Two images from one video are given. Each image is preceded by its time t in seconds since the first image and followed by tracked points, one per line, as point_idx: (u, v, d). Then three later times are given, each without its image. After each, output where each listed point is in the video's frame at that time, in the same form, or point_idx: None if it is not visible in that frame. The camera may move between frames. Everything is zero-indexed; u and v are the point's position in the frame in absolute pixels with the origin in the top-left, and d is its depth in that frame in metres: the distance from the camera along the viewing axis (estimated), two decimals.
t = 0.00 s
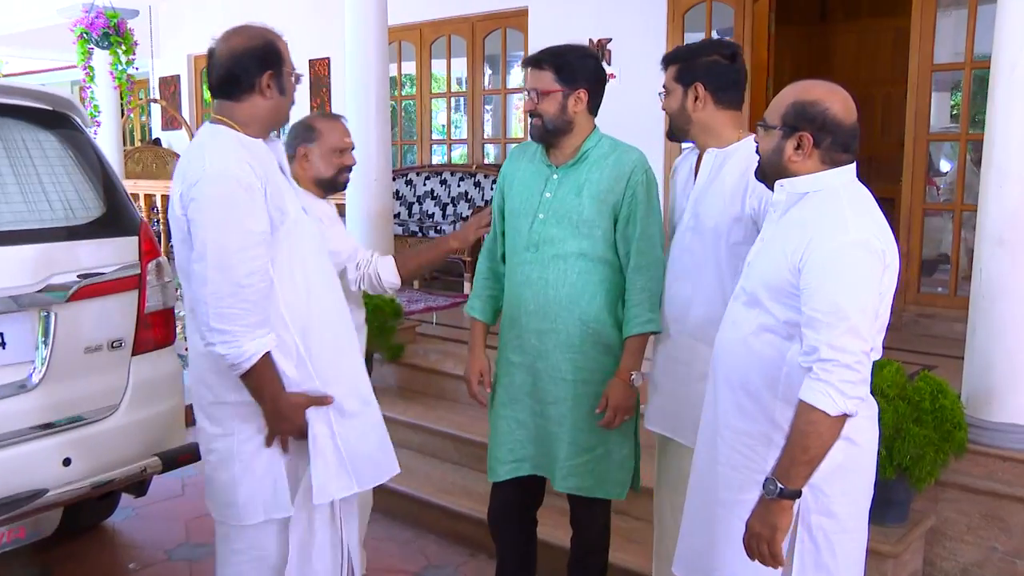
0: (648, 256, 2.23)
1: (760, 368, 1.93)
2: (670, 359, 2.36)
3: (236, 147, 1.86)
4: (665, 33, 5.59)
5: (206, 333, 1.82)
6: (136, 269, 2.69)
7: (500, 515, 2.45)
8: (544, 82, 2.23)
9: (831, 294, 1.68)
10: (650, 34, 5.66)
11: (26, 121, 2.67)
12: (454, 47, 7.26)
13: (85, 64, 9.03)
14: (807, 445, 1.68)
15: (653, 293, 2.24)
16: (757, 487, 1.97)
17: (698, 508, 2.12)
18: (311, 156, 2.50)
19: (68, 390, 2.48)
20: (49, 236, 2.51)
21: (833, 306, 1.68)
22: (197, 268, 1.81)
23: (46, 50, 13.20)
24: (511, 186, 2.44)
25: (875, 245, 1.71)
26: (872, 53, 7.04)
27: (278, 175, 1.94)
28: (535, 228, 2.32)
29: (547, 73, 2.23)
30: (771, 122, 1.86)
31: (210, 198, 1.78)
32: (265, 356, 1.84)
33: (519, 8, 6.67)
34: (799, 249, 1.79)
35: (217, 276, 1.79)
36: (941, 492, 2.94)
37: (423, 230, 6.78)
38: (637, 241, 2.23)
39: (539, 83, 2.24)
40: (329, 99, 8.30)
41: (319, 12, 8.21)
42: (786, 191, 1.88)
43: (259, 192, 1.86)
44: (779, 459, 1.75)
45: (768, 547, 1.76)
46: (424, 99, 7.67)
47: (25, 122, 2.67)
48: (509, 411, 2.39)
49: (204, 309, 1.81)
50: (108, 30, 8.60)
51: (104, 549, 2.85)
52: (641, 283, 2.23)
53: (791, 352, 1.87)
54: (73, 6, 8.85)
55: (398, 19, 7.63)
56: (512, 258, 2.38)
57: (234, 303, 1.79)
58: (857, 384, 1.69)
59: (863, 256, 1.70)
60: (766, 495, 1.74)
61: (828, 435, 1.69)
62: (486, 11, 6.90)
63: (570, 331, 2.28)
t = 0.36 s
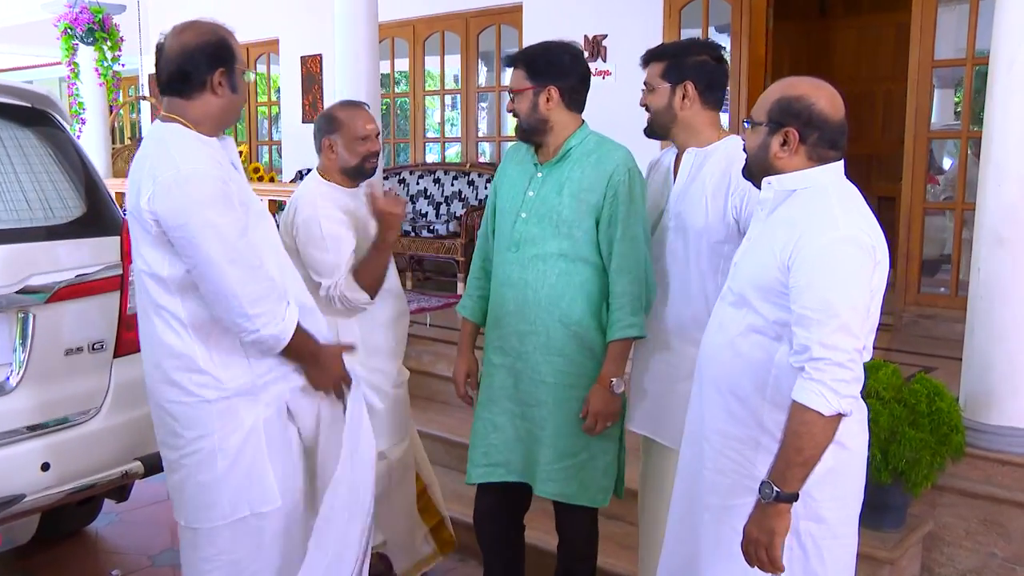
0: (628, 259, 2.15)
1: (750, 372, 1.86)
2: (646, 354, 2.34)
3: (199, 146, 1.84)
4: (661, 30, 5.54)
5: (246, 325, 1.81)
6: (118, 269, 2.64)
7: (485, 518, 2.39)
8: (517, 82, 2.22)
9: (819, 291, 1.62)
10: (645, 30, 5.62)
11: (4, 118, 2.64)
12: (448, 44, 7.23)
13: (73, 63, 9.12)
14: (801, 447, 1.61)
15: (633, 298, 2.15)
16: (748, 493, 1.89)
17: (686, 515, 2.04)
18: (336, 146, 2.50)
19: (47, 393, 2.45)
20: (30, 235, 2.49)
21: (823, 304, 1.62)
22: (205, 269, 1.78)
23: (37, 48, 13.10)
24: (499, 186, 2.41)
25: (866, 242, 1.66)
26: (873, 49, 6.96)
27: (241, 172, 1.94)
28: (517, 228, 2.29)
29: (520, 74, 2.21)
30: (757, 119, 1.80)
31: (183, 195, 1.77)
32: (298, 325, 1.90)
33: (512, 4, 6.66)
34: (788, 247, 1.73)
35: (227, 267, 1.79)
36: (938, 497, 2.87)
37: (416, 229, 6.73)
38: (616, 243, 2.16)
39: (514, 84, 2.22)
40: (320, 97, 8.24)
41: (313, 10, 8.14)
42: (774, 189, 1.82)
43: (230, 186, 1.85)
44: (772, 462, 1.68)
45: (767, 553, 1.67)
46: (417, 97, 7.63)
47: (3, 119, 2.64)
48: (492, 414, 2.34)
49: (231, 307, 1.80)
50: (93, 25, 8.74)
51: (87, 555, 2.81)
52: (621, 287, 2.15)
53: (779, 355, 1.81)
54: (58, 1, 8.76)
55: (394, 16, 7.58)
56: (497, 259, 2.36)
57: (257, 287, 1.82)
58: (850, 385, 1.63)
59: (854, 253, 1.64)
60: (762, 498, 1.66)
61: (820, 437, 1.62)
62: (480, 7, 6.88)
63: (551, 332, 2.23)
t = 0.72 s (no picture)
0: (615, 258, 2.14)
1: (743, 371, 1.86)
2: (644, 352, 2.35)
3: (170, 144, 1.87)
4: (665, 29, 5.54)
5: (186, 314, 1.83)
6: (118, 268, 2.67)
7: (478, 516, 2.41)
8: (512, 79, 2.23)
9: (811, 287, 1.62)
10: (649, 29, 5.61)
11: (4, 118, 2.65)
12: (452, 43, 7.24)
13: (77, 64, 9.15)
14: (792, 442, 1.61)
15: (613, 300, 2.12)
16: (742, 491, 1.89)
17: (681, 514, 2.04)
18: (344, 140, 2.50)
19: (47, 391, 2.47)
20: (31, 233, 2.52)
21: (816, 299, 1.61)
22: (147, 258, 1.81)
23: (42, 47, 13.10)
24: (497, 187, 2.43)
25: (859, 238, 1.65)
26: (878, 47, 6.93)
27: (213, 172, 1.96)
28: (511, 226, 2.31)
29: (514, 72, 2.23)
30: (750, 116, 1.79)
31: (140, 188, 1.79)
32: (247, 302, 1.88)
33: (516, 2, 6.67)
34: (781, 244, 1.72)
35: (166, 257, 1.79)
36: (939, 496, 2.86)
37: (420, 228, 6.74)
38: (603, 241, 2.15)
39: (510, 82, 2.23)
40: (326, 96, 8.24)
41: (318, 8, 8.15)
42: (766, 185, 1.81)
43: (195, 182, 1.87)
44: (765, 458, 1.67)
45: (757, 548, 1.68)
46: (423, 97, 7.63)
47: (5, 118, 2.66)
48: (488, 413, 2.35)
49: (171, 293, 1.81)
50: (98, 25, 8.53)
51: (88, 551, 2.84)
52: (608, 286, 2.14)
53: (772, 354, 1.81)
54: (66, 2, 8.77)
55: (399, 15, 7.59)
56: (493, 258, 2.37)
57: (195, 277, 1.81)
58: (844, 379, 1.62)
59: (849, 249, 1.64)
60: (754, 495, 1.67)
61: (812, 433, 1.61)
62: (485, 7, 6.88)
63: (540, 330, 2.24)
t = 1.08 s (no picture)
0: (615, 256, 2.21)
1: (743, 367, 1.92)
2: (644, 348, 2.41)
3: (158, 144, 2.05)
4: (669, 31, 5.61)
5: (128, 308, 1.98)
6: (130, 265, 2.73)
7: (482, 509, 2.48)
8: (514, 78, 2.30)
9: (812, 285, 1.68)
10: (653, 32, 5.69)
11: (23, 120, 2.73)
12: (461, 46, 7.31)
13: (96, 66, 9.28)
14: (790, 437, 1.67)
15: (618, 297, 2.20)
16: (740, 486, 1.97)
17: (679, 507, 2.10)
18: (354, 140, 2.58)
19: (63, 385, 2.55)
20: (47, 232, 2.59)
21: (816, 299, 1.67)
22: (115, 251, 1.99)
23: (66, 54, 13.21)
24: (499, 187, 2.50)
25: (857, 238, 1.71)
26: (877, 48, 7.00)
27: (200, 170, 2.13)
28: (515, 224, 2.38)
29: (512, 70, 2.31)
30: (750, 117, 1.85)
31: (122, 183, 1.97)
32: (186, 319, 1.97)
33: (525, 6, 6.73)
34: (781, 244, 1.78)
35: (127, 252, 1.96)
36: (933, 491, 2.93)
37: (428, 227, 6.81)
38: (605, 239, 2.22)
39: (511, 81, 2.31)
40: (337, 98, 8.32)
41: (328, 10, 8.24)
42: (765, 185, 1.87)
43: (174, 182, 2.02)
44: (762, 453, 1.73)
45: (754, 540, 1.73)
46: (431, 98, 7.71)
47: (25, 121, 2.74)
48: (495, 408, 2.42)
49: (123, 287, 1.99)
50: (116, 30, 8.68)
51: (105, 541, 2.92)
52: (611, 283, 2.21)
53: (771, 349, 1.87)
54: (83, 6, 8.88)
55: (407, 17, 7.67)
56: (498, 255, 2.44)
57: (144, 278, 1.95)
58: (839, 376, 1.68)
59: (847, 249, 1.69)
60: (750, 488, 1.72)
61: (809, 429, 1.68)
62: (492, 10, 6.95)
63: (545, 326, 2.31)
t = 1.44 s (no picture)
0: (623, 253, 2.29)
1: (741, 363, 1.97)
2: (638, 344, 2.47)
3: (166, 142, 2.10)
4: (669, 33, 5.66)
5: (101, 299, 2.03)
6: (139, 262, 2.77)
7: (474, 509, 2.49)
8: (534, 75, 2.29)
9: (813, 285, 1.72)
10: (655, 34, 5.74)
11: (33, 121, 2.79)
12: (466, 47, 7.35)
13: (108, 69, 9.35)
14: (789, 435, 1.72)
15: (627, 293, 2.28)
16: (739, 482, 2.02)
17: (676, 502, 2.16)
18: (398, 142, 2.64)
19: (74, 380, 2.59)
20: (57, 230, 2.64)
21: (814, 298, 1.72)
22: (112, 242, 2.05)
23: (82, 59, 13.27)
24: (489, 189, 2.50)
25: (856, 237, 1.75)
26: (874, 49, 7.06)
27: (206, 169, 2.19)
28: (518, 227, 2.39)
29: (531, 68, 2.30)
30: (762, 113, 1.88)
31: (124, 181, 2.02)
32: (145, 325, 2.02)
33: (528, 8, 6.78)
34: (782, 243, 1.83)
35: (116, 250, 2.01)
36: (926, 486, 2.98)
37: (435, 226, 6.87)
38: (611, 237, 2.30)
39: (528, 75, 2.29)
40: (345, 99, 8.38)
41: (333, 12, 8.29)
42: (767, 183, 1.92)
43: (179, 182, 2.08)
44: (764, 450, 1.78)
45: (756, 538, 1.80)
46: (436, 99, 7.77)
47: (35, 121, 2.79)
48: (501, 406, 2.45)
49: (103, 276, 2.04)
50: (127, 32, 8.68)
51: (115, 532, 2.97)
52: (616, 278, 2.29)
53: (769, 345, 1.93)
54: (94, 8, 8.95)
55: (412, 19, 7.71)
56: (497, 258, 2.46)
57: (118, 274, 2.00)
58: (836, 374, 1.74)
59: (846, 248, 1.74)
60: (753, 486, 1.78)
61: (805, 425, 1.73)
62: (496, 12, 7.00)
63: (555, 326, 2.37)
